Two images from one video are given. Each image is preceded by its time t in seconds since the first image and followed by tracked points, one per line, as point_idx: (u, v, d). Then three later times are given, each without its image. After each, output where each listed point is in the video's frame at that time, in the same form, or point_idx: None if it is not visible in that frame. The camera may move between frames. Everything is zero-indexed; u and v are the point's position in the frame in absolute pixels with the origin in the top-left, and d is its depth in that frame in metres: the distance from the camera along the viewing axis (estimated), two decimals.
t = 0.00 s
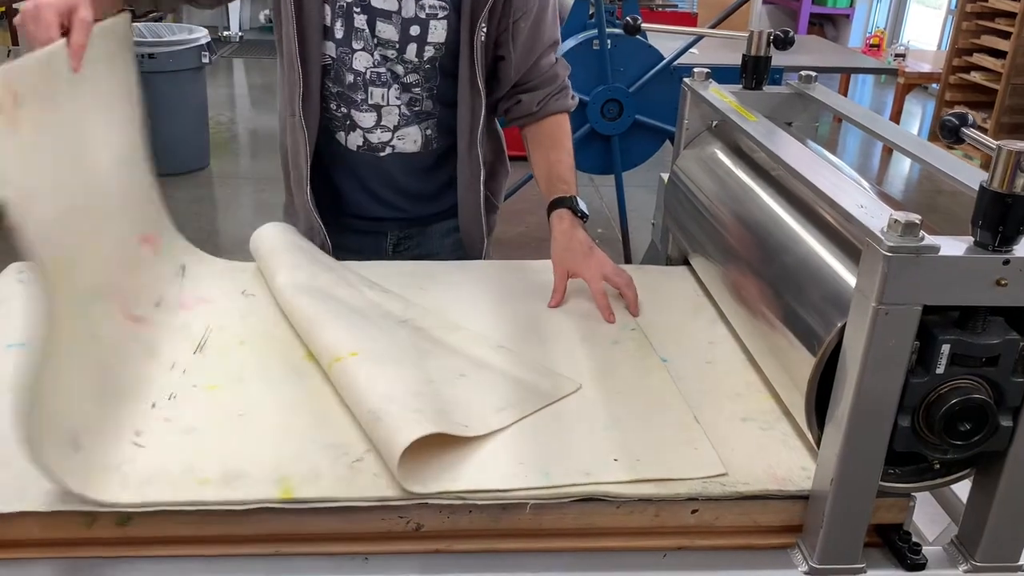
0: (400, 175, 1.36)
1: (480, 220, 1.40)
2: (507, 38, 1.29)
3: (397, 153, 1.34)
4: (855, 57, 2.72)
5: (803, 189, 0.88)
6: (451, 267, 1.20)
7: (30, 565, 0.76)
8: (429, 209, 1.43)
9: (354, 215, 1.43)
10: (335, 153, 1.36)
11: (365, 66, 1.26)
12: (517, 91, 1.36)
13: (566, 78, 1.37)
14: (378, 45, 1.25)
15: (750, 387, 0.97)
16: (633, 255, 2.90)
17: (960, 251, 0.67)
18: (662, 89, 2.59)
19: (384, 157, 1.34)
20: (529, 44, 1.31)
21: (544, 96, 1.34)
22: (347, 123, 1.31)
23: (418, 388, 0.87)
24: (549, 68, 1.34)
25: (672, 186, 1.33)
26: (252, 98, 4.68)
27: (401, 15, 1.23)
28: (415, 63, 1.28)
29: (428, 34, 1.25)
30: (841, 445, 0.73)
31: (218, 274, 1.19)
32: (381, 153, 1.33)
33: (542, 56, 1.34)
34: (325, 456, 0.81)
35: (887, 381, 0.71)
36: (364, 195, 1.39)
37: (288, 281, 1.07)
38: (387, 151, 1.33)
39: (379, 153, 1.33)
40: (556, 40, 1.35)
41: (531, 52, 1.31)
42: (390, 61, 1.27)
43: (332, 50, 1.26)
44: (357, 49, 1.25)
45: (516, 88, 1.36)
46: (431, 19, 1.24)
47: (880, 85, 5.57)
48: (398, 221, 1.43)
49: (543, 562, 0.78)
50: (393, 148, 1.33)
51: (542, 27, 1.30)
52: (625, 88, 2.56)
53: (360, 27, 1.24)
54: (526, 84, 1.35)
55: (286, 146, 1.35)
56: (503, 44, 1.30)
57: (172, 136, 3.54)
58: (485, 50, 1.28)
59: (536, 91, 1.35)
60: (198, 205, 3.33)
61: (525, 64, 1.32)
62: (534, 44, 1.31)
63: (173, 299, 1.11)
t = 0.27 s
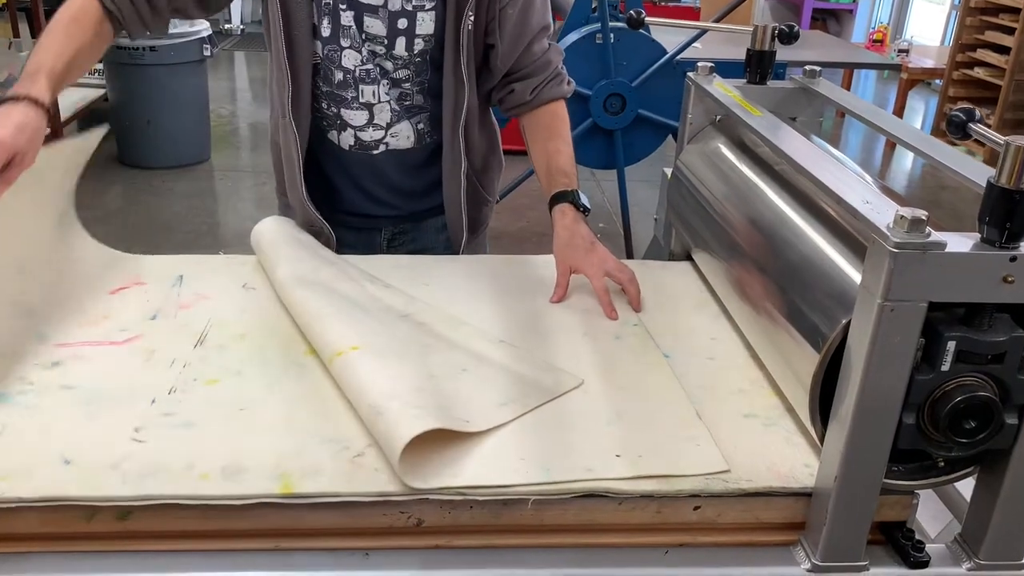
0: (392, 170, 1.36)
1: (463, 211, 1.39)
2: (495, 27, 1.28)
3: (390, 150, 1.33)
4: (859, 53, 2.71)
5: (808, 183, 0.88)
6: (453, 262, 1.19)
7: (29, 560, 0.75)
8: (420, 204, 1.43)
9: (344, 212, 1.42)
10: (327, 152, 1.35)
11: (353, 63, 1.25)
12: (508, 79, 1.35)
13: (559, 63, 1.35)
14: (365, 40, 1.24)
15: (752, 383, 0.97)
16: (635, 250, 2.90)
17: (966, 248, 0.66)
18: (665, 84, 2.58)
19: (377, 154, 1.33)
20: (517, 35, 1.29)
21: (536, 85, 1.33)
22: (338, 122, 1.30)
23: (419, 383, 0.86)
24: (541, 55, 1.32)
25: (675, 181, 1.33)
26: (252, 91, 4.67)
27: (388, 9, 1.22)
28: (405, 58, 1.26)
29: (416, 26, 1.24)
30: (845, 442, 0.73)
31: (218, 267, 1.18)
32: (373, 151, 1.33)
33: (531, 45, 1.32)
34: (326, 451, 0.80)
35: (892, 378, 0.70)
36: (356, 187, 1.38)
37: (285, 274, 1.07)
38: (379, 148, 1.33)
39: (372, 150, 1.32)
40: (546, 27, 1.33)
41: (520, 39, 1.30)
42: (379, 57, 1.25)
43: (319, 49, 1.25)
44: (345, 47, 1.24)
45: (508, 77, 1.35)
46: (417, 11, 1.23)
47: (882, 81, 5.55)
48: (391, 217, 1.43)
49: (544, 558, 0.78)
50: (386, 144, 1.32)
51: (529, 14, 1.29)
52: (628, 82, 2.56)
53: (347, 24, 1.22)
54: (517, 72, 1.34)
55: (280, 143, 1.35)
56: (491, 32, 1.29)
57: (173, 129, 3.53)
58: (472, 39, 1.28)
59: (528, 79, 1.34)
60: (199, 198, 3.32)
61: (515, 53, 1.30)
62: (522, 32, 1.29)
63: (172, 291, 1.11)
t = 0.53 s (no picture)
0: (389, 167, 1.36)
1: (456, 204, 1.39)
2: (490, 19, 1.27)
3: (387, 147, 1.33)
4: (862, 48, 2.70)
5: (810, 179, 0.87)
6: (455, 258, 1.19)
7: (30, 555, 0.75)
8: (416, 200, 1.43)
9: (344, 208, 1.42)
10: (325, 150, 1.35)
11: (349, 61, 1.25)
12: (505, 72, 1.34)
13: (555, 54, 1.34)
14: (361, 36, 1.23)
15: (755, 379, 0.96)
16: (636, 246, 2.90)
17: (972, 244, 0.66)
18: (667, 79, 2.57)
19: (374, 151, 1.32)
20: (512, 24, 1.29)
21: (534, 76, 1.32)
22: (334, 120, 1.30)
23: (421, 379, 0.86)
24: (537, 47, 1.32)
25: (677, 177, 1.32)
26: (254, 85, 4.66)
27: (383, 3, 1.21)
28: (402, 53, 1.26)
29: (412, 19, 1.23)
30: (848, 439, 0.73)
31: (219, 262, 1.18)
32: (370, 147, 1.32)
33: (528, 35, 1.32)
34: (328, 447, 0.80)
35: (895, 375, 0.70)
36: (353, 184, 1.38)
37: (287, 268, 1.07)
38: (376, 146, 1.32)
39: (369, 147, 1.32)
40: (542, 17, 1.33)
41: (516, 31, 1.29)
42: (375, 52, 1.25)
43: (314, 46, 1.25)
44: (341, 44, 1.24)
45: (505, 69, 1.34)
46: (413, 3, 1.22)
47: (885, 77, 5.54)
48: (386, 214, 1.43)
49: (546, 555, 0.78)
50: (383, 141, 1.31)
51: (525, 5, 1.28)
52: (630, 77, 2.55)
53: (343, 21, 1.22)
54: (514, 65, 1.33)
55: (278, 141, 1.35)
56: (487, 24, 1.28)
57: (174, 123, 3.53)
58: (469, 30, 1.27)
59: (525, 71, 1.33)
60: (200, 193, 3.32)
61: (511, 45, 1.30)
62: (519, 23, 1.29)
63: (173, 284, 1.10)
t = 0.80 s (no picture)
0: (386, 167, 1.35)
1: (457, 201, 1.39)
2: (489, 10, 1.27)
3: (386, 150, 1.32)
4: (863, 46, 2.70)
5: (811, 177, 0.87)
6: (456, 257, 1.19)
7: (29, 554, 0.75)
8: (415, 198, 1.43)
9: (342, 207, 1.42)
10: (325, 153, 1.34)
11: (352, 63, 1.24)
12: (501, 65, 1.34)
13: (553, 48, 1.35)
14: (367, 38, 1.23)
15: (757, 379, 0.96)
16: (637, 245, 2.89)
17: (976, 244, 0.66)
18: (668, 77, 2.57)
19: (374, 154, 1.32)
20: (512, 16, 1.29)
21: (532, 69, 1.32)
22: (333, 123, 1.30)
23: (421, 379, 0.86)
24: (536, 40, 1.32)
25: (678, 175, 1.32)
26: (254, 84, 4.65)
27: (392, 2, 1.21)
28: (411, 53, 1.26)
29: (419, 16, 1.24)
30: (850, 440, 0.72)
31: (219, 260, 1.17)
32: (370, 150, 1.32)
33: (526, 29, 1.32)
34: (328, 447, 0.80)
35: (899, 375, 0.70)
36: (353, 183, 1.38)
37: (282, 271, 1.07)
38: (376, 148, 1.32)
39: (369, 150, 1.31)
40: (540, 10, 1.33)
41: (514, 24, 1.30)
42: (383, 55, 1.24)
43: (317, 50, 1.23)
44: (343, 47, 1.23)
45: (502, 63, 1.34)
46: None
47: (885, 75, 5.53)
48: (381, 213, 1.42)
49: (547, 555, 0.78)
50: (383, 144, 1.31)
51: None
52: (630, 75, 2.55)
53: (347, 24, 1.21)
54: (512, 57, 1.33)
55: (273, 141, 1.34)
56: (486, 16, 1.28)
57: (174, 120, 3.52)
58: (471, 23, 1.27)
59: (522, 65, 1.33)
60: (200, 191, 3.31)
61: (508, 37, 1.30)
62: (518, 15, 1.29)
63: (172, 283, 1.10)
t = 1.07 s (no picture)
0: (388, 166, 1.35)
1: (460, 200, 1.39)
2: (493, 10, 1.26)
3: (390, 149, 1.32)
4: (862, 46, 2.70)
5: (811, 177, 0.87)
6: (455, 258, 1.19)
7: (26, 556, 0.75)
8: (419, 198, 1.43)
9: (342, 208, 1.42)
10: (324, 152, 1.35)
11: (356, 61, 1.24)
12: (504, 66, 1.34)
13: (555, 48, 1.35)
14: (372, 36, 1.23)
15: (756, 379, 0.96)
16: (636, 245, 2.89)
17: (976, 244, 0.66)
18: (668, 77, 2.57)
19: (377, 152, 1.32)
20: (515, 16, 1.29)
21: (535, 70, 1.32)
22: (338, 121, 1.29)
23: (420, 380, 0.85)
24: (538, 40, 1.32)
25: (678, 175, 1.32)
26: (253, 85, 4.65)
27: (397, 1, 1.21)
28: (416, 52, 1.26)
29: (424, 15, 1.24)
30: (851, 441, 0.72)
31: (217, 261, 1.17)
32: (373, 149, 1.32)
33: (528, 29, 1.32)
34: (327, 448, 0.80)
35: (900, 376, 0.69)
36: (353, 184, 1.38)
37: (277, 270, 1.07)
38: (380, 147, 1.32)
39: (373, 149, 1.31)
40: (541, 10, 1.33)
41: (516, 24, 1.30)
42: (387, 53, 1.24)
43: (322, 47, 1.23)
44: (348, 45, 1.23)
45: (504, 63, 1.34)
46: None
47: (885, 75, 5.53)
48: (382, 213, 1.42)
49: (546, 557, 0.77)
50: (387, 143, 1.31)
51: None
52: (630, 75, 2.54)
53: (352, 22, 1.21)
54: (514, 58, 1.33)
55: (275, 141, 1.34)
56: (489, 15, 1.27)
57: (173, 121, 3.52)
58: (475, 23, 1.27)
59: (523, 66, 1.32)
60: (200, 191, 3.31)
61: (511, 37, 1.30)
62: (521, 15, 1.29)
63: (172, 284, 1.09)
